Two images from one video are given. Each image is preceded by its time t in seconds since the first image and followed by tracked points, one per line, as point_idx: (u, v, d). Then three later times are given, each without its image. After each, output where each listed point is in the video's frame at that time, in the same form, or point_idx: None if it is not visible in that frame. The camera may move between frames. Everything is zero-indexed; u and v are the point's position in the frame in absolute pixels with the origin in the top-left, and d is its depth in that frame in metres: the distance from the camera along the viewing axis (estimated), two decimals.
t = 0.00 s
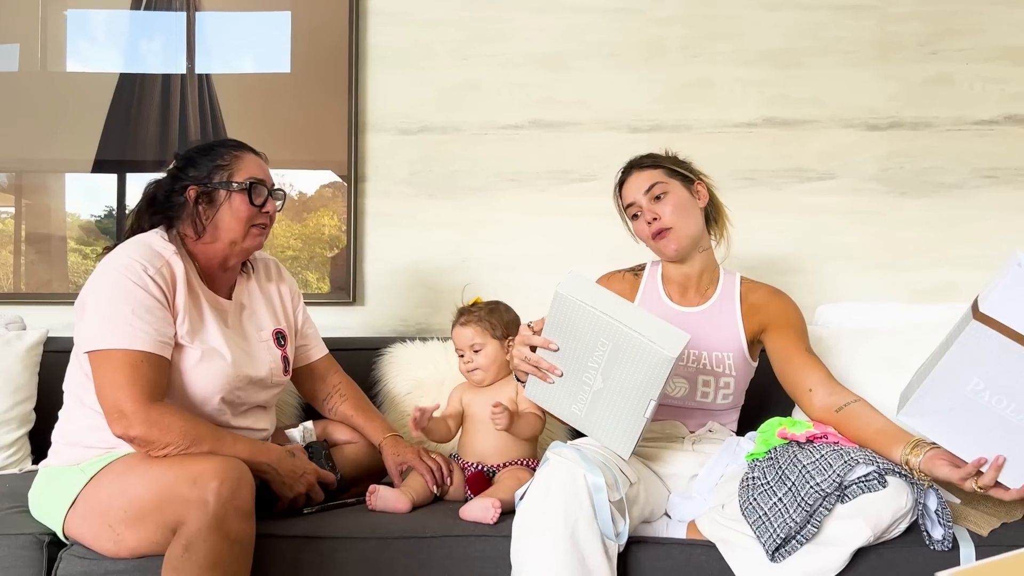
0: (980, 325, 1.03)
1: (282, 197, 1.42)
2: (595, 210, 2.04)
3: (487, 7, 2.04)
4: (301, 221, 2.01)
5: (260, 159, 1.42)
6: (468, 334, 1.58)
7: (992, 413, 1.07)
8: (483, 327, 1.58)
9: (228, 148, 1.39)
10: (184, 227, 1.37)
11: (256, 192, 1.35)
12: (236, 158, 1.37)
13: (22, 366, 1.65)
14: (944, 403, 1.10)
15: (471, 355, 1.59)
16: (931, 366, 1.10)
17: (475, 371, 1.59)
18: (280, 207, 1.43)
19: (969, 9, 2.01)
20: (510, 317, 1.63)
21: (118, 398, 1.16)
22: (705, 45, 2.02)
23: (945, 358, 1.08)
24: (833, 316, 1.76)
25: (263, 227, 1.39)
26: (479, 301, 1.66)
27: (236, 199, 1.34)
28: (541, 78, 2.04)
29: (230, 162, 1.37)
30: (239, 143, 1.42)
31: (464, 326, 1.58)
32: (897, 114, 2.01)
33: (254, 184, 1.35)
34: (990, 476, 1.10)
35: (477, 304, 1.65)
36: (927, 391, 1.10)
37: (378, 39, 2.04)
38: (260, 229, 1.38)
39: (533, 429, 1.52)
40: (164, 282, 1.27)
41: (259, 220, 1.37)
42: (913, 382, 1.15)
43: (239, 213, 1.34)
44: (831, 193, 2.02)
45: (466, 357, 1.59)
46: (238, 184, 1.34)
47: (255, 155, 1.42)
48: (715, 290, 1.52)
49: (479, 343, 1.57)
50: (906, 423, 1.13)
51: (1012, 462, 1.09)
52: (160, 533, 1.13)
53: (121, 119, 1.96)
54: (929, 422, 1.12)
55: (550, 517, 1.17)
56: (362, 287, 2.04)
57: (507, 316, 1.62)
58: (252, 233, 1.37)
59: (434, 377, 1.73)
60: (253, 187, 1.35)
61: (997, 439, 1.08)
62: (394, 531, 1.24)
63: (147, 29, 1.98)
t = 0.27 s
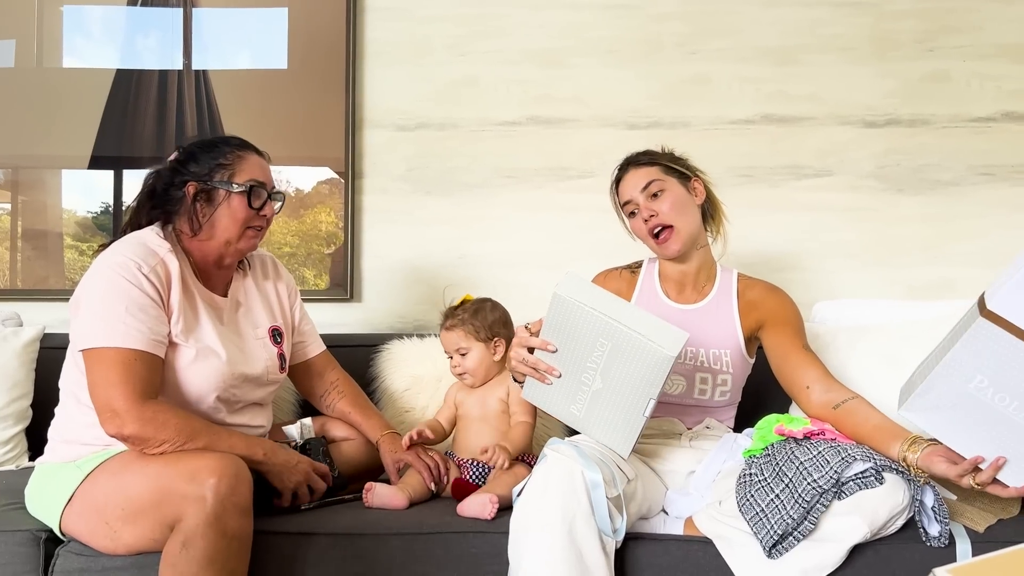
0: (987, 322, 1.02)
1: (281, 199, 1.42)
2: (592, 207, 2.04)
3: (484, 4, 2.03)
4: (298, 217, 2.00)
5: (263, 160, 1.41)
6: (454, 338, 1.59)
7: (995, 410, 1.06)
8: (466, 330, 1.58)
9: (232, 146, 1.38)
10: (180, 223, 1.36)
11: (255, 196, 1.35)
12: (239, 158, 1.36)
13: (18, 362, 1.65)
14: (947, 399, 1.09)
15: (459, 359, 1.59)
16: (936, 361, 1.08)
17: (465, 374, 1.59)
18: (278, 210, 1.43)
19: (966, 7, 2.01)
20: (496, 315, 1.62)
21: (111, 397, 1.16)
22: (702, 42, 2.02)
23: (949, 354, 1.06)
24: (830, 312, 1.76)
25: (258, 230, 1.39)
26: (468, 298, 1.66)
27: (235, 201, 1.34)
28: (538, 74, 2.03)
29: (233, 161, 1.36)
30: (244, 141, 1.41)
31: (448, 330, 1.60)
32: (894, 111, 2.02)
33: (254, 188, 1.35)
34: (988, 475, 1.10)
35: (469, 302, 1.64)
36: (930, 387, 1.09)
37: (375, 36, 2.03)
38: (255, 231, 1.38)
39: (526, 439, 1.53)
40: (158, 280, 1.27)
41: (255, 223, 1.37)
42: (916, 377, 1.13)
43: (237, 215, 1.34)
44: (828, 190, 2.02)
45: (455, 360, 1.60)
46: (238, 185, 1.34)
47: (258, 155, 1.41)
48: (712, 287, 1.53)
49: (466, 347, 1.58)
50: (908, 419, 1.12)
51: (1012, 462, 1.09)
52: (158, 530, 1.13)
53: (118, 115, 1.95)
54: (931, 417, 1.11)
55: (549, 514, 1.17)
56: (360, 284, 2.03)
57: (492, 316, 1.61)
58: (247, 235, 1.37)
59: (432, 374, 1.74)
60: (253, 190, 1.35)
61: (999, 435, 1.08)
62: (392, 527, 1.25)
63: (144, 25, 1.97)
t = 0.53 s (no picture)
0: (993, 324, 1.02)
1: (286, 218, 1.41)
2: (590, 206, 2.04)
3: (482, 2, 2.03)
4: (296, 216, 2.00)
5: (277, 176, 1.39)
6: (443, 338, 1.59)
7: (997, 411, 1.06)
8: (453, 332, 1.58)
9: (248, 158, 1.36)
10: (182, 223, 1.36)
11: (260, 215, 1.34)
12: (253, 174, 1.34)
13: (16, 361, 1.65)
14: (948, 399, 1.09)
15: (448, 359, 1.59)
16: (940, 361, 1.08)
17: (455, 374, 1.59)
18: (280, 225, 1.42)
19: (963, 6, 2.01)
20: (484, 315, 1.60)
21: (111, 398, 1.16)
22: (701, 41, 2.02)
23: (954, 355, 1.06)
24: (828, 311, 1.76)
25: (255, 244, 1.39)
26: (462, 297, 1.65)
27: (239, 216, 1.33)
28: (536, 73, 2.03)
29: (246, 176, 1.34)
30: (261, 153, 1.38)
31: (438, 331, 1.60)
32: (892, 110, 2.02)
33: (260, 208, 1.34)
34: (987, 475, 1.10)
35: (460, 301, 1.63)
36: (933, 386, 1.09)
37: (374, 34, 2.03)
38: (251, 247, 1.38)
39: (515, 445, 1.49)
40: (156, 281, 1.27)
41: (253, 240, 1.37)
42: (919, 376, 1.14)
43: (238, 230, 1.33)
44: (826, 189, 2.02)
45: (445, 361, 1.60)
46: (245, 203, 1.33)
47: (273, 170, 1.38)
48: (709, 287, 1.53)
49: (453, 347, 1.57)
50: (909, 419, 1.13)
51: (1010, 463, 1.09)
52: (158, 528, 1.13)
53: (116, 113, 1.95)
54: (932, 416, 1.12)
55: (547, 513, 1.17)
56: (358, 283, 2.03)
57: (480, 316, 1.59)
58: (241, 249, 1.36)
59: (430, 373, 1.74)
60: (258, 210, 1.34)
61: (998, 436, 1.08)
62: (390, 526, 1.25)
63: (141, 23, 1.97)
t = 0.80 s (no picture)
0: (989, 326, 1.02)
1: (287, 218, 1.42)
2: (588, 206, 2.04)
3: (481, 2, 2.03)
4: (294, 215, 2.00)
5: (279, 177, 1.40)
6: (444, 343, 1.59)
7: (993, 413, 1.07)
8: (454, 338, 1.58)
9: (251, 159, 1.36)
10: (185, 224, 1.36)
11: (264, 216, 1.35)
12: (257, 176, 1.35)
13: (14, 360, 1.65)
14: (944, 401, 1.10)
15: (450, 363, 1.59)
16: (935, 364, 1.09)
17: (457, 378, 1.59)
18: (281, 227, 1.43)
19: (960, 6, 2.02)
20: (486, 320, 1.59)
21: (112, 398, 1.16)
22: (699, 41, 2.02)
23: (949, 357, 1.07)
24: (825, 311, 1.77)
25: (259, 244, 1.39)
26: (465, 299, 1.65)
27: (243, 217, 1.33)
28: (535, 73, 2.03)
29: (249, 178, 1.35)
30: (263, 153, 1.39)
31: (439, 337, 1.60)
32: (889, 110, 2.02)
33: (264, 210, 1.35)
34: (984, 475, 1.11)
35: (460, 305, 1.63)
36: (929, 388, 1.10)
37: (372, 34, 2.03)
38: (254, 247, 1.39)
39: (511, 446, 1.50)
40: (159, 281, 1.27)
41: (257, 240, 1.37)
42: (915, 378, 1.14)
43: (242, 231, 1.34)
44: (823, 189, 2.03)
45: (447, 365, 1.60)
46: (249, 205, 1.33)
47: (275, 172, 1.39)
48: (707, 287, 1.53)
49: (455, 352, 1.58)
50: (906, 422, 1.13)
51: (1006, 463, 1.10)
52: (158, 527, 1.13)
53: (115, 112, 1.95)
54: (928, 418, 1.12)
55: (546, 512, 1.18)
56: (356, 282, 2.04)
57: (480, 321, 1.59)
58: (246, 249, 1.37)
59: (429, 372, 1.74)
60: (262, 212, 1.35)
61: (993, 437, 1.09)
62: (390, 525, 1.25)
63: (139, 22, 1.97)
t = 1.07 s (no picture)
0: (990, 330, 1.03)
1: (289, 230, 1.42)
2: (587, 206, 2.04)
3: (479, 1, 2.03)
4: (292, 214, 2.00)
5: (287, 189, 1.39)
6: (450, 348, 1.58)
7: (993, 416, 1.08)
8: (459, 342, 1.57)
9: (264, 169, 1.36)
10: (188, 222, 1.36)
11: (264, 228, 1.35)
12: (265, 187, 1.35)
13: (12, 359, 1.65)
14: (942, 403, 1.10)
15: (456, 367, 1.58)
16: (935, 366, 1.10)
17: (462, 382, 1.59)
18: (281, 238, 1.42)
19: (959, 6, 2.02)
20: (491, 323, 1.58)
21: (100, 398, 1.17)
22: (697, 41, 2.02)
23: (949, 359, 1.07)
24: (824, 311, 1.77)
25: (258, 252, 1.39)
26: (467, 301, 1.63)
27: (246, 226, 1.33)
28: (534, 72, 2.03)
29: (258, 188, 1.34)
30: (277, 166, 1.39)
31: (443, 341, 1.59)
32: (888, 110, 2.02)
33: (266, 221, 1.35)
34: (983, 477, 1.11)
35: (463, 308, 1.61)
36: (928, 390, 1.10)
37: (371, 33, 2.03)
38: (251, 255, 1.38)
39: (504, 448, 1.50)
40: (157, 281, 1.27)
41: (255, 250, 1.37)
42: (915, 379, 1.15)
43: (242, 239, 1.34)
44: (821, 189, 2.03)
45: (452, 368, 1.59)
46: (253, 214, 1.33)
47: (285, 185, 1.39)
48: (704, 287, 1.53)
49: (462, 357, 1.57)
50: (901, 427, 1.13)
51: (1005, 464, 1.10)
52: (155, 528, 1.13)
53: (113, 111, 1.94)
54: (926, 420, 1.13)
55: (543, 512, 1.18)
56: (355, 281, 2.04)
57: (486, 324, 1.57)
58: (243, 256, 1.37)
59: (428, 372, 1.74)
60: (264, 223, 1.35)
61: (991, 440, 1.10)
62: (389, 524, 1.25)
63: (137, 21, 1.96)
